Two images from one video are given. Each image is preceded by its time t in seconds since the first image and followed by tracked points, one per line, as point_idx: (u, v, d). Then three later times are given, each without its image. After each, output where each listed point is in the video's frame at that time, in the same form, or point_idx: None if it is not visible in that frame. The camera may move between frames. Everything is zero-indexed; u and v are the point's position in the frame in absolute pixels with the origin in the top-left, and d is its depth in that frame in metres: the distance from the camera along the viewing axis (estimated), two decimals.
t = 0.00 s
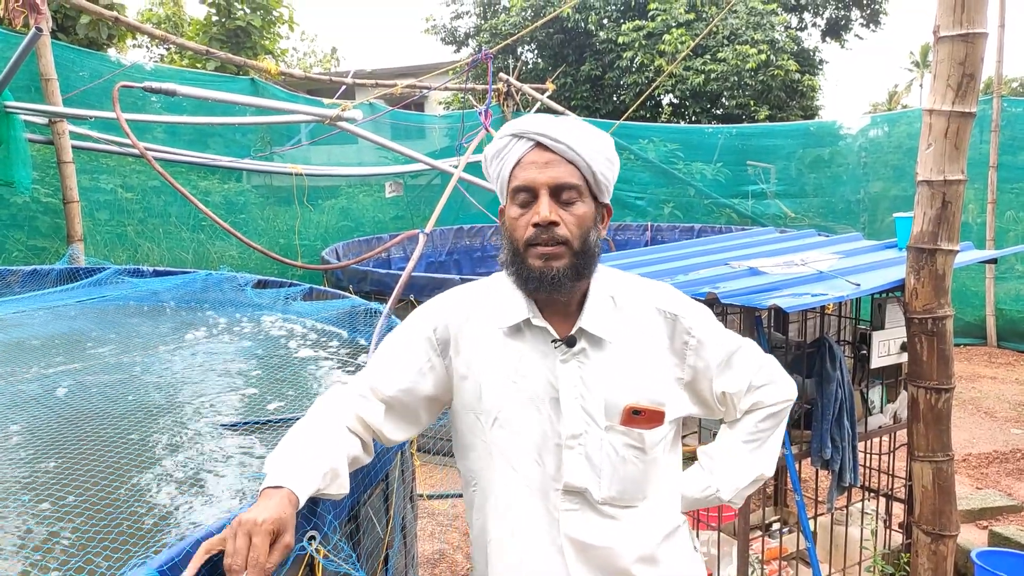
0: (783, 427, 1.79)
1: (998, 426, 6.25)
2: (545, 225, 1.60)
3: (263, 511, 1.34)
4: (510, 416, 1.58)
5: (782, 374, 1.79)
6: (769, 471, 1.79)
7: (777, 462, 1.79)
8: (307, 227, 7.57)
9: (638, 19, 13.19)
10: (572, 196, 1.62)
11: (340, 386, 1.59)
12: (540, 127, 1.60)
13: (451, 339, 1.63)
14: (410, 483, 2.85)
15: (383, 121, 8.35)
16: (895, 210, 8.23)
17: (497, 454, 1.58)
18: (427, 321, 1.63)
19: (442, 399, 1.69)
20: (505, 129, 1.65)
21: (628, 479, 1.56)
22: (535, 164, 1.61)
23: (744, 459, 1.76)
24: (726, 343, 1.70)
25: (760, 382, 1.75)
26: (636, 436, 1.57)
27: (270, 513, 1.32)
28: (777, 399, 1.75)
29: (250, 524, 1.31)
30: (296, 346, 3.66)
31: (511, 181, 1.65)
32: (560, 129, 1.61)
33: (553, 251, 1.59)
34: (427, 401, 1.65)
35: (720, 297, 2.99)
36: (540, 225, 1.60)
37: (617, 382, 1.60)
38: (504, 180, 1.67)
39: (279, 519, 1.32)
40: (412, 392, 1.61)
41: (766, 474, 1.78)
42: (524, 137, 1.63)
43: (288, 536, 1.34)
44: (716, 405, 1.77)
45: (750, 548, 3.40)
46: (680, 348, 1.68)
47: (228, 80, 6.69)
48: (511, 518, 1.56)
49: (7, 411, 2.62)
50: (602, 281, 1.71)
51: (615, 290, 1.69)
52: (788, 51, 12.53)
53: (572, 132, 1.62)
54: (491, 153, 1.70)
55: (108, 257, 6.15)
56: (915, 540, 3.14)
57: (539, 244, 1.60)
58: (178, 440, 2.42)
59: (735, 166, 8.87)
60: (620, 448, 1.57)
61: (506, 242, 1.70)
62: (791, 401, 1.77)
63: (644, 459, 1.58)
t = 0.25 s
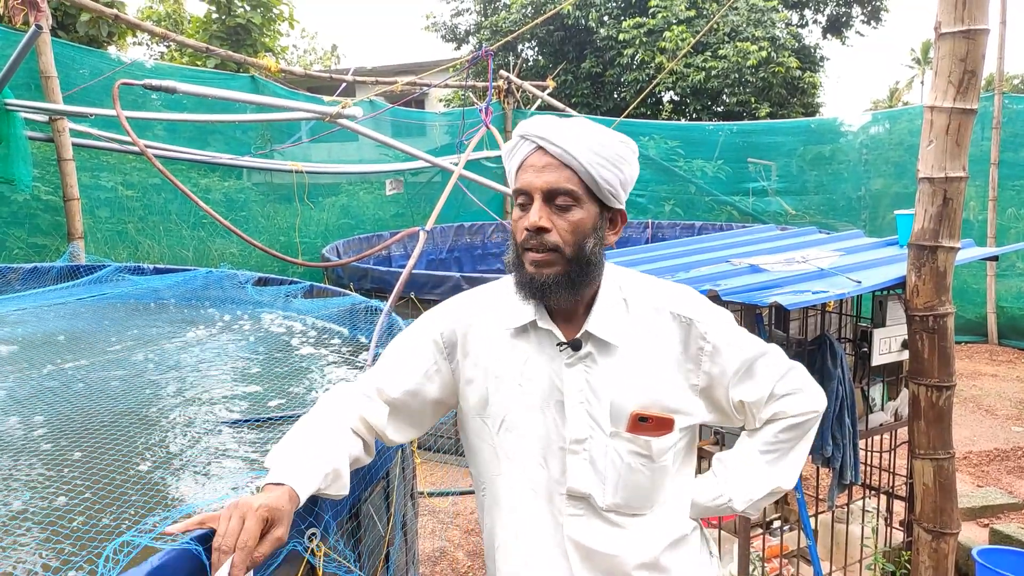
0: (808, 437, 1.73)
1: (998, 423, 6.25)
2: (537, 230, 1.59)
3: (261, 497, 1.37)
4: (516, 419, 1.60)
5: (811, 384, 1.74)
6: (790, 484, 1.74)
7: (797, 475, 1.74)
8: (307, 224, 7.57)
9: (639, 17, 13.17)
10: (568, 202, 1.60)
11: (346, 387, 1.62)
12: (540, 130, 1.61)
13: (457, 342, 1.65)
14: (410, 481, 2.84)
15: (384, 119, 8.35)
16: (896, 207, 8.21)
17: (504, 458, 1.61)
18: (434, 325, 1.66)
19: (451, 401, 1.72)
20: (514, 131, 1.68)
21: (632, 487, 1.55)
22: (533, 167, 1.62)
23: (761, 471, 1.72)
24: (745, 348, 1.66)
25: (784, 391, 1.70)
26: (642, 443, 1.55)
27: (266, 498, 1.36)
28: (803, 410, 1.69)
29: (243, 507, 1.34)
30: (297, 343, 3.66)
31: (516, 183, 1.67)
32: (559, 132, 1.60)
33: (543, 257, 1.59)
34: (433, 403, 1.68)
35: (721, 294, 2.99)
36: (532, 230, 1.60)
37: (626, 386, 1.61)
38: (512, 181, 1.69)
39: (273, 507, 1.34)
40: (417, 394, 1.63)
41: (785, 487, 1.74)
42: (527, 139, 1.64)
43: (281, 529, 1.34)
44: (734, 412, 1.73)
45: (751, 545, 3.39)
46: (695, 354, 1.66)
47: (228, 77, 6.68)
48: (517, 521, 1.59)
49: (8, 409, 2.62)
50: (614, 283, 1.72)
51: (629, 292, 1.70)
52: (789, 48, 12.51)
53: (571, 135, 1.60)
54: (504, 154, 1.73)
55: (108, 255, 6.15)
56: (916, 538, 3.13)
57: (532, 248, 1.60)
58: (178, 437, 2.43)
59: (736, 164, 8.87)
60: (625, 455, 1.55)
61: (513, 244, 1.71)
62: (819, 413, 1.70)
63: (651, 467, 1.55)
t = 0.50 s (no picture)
0: (829, 451, 1.62)
1: (999, 427, 6.24)
2: (533, 240, 1.59)
3: (258, 504, 1.37)
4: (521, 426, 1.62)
5: (835, 394, 1.63)
6: (805, 498, 1.64)
7: (814, 489, 1.63)
8: (309, 224, 7.57)
9: (641, 18, 13.17)
10: (564, 211, 1.59)
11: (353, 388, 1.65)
12: (536, 140, 1.61)
13: (464, 348, 1.66)
14: (410, 480, 2.84)
15: (386, 119, 8.35)
16: (898, 210, 8.21)
17: (509, 464, 1.63)
18: (442, 331, 1.68)
19: (457, 406, 1.74)
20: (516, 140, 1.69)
21: (637, 496, 1.57)
22: (531, 176, 1.62)
23: (773, 482, 1.62)
24: (759, 356, 1.59)
25: (802, 402, 1.60)
26: (645, 452, 1.56)
27: (264, 506, 1.36)
28: (822, 422, 1.58)
29: (242, 516, 1.35)
30: (299, 343, 3.66)
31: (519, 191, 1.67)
32: (554, 140, 1.59)
33: (540, 267, 1.59)
34: (440, 407, 1.70)
35: (722, 296, 2.99)
36: (529, 239, 1.60)
37: (631, 394, 1.59)
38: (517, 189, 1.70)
39: (272, 513, 1.35)
40: (423, 398, 1.66)
41: (800, 501, 1.63)
42: (527, 148, 1.64)
43: (280, 534, 1.35)
44: (748, 421, 1.67)
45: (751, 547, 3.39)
46: (706, 362, 1.61)
47: (231, 77, 6.69)
48: (523, 527, 1.62)
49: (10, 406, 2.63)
50: (625, 288, 1.71)
51: (638, 297, 1.68)
52: (792, 50, 12.51)
53: (566, 143, 1.59)
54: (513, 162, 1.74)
55: (110, 254, 6.16)
56: (916, 541, 3.13)
57: (529, 257, 1.61)
58: (180, 436, 2.43)
59: (738, 166, 8.86)
60: (628, 464, 1.57)
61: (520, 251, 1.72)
62: (841, 425, 1.59)
63: (655, 475, 1.57)
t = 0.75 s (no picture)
0: (833, 446, 1.62)
1: (997, 423, 6.25)
2: (522, 241, 1.58)
3: (271, 502, 1.37)
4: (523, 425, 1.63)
5: (841, 390, 1.62)
6: (810, 494, 1.64)
7: (819, 485, 1.63)
8: (307, 219, 7.56)
9: (641, 14, 13.15)
10: (552, 211, 1.57)
11: (355, 385, 1.66)
12: (524, 142, 1.60)
13: (466, 346, 1.66)
14: (410, 475, 2.84)
15: (385, 115, 8.33)
16: (897, 207, 8.20)
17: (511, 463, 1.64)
18: (443, 329, 1.68)
19: (460, 404, 1.75)
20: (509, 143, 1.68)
21: (640, 494, 1.58)
22: (520, 177, 1.61)
23: (777, 479, 1.62)
24: (762, 353, 1.58)
25: (806, 398, 1.60)
26: (646, 450, 1.57)
27: (278, 504, 1.36)
28: (826, 418, 1.58)
29: (260, 514, 1.35)
30: (297, 339, 3.65)
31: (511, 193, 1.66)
32: (540, 141, 1.58)
33: (529, 268, 1.58)
34: (442, 405, 1.71)
35: (721, 292, 2.98)
36: (518, 240, 1.59)
37: (632, 393, 1.59)
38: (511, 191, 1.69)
39: (288, 511, 1.36)
40: (425, 396, 1.66)
41: (804, 497, 1.64)
42: (516, 150, 1.64)
43: (296, 530, 1.37)
44: (752, 418, 1.67)
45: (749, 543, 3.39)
46: (707, 360, 1.61)
47: (230, 72, 6.67)
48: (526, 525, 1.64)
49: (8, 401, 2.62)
50: (625, 285, 1.70)
51: (639, 295, 1.67)
52: (791, 47, 12.49)
53: (551, 143, 1.57)
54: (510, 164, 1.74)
55: (108, 249, 6.15)
56: (914, 537, 3.13)
57: (519, 259, 1.60)
58: (178, 431, 2.43)
59: (737, 162, 8.86)
60: (629, 462, 1.57)
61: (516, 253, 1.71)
62: (846, 421, 1.59)
63: (657, 474, 1.57)
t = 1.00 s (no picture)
0: (834, 445, 1.62)
1: (995, 427, 6.26)
2: (516, 243, 1.59)
3: (278, 508, 1.36)
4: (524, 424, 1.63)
5: (841, 388, 1.63)
6: (811, 492, 1.64)
7: (820, 484, 1.63)
8: (308, 218, 7.56)
9: (643, 15, 13.16)
10: (545, 213, 1.57)
11: (355, 384, 1.65)
12: (520, 145, 1.61)
13: (466, 346, 1.66)
14: (409, 474, 2.84)
15: (386, 114, 8.33)
16: (898, 210, 8.20)
17: (512, 463, 1.64)
18: (443, 329, 1.68)
19: (461, 404, 1.75)
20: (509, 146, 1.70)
21: (642, 494, 1.58)
22: (516, 180, 1.61)
23: (779, 479, 1.62)
24: (763, 352, 1.58)
25: (807, 397, 1.60)
26: (648, 450, 1.57)
27: (287, 510, 1.36)
28: (827, 417, 1.59)
29: (272, 525, 1.34)
30: (296, 337, 3.65)
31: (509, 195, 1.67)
32: (534, 144, 1.59)
33: (524, 271, 1.58)
34: (442, 405, 1.71)
35: (721, 293, 2.98)
36: (513, 243, 1.60)
37: (633, 393, 1.59)
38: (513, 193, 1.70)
39: (296, 516, 1.37)
40: (426, 395, 1.67)
41: (805, 496, 1.64)
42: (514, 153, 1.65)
43: (304, 532, 1.39)
44: (753, 418, 1.67)
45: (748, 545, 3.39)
46: (708, 360, 1.61)
47: (231, 70, 6.67)
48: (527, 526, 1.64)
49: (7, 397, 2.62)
50: (626, 286, 1.70)
51: (639, 295, 1.67)
52: (793, 49, 12.49)
53: (544, 147, 1.58)
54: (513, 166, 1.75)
55: (108, 245, 6.15)
56: (912, 539, 3.14)
57: (515, 261, 1.61)
58: (176, 427, 2.43)
59: (737, 164, 8.86)
60: (630, 462, 1.57)
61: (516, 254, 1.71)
62: (846, 419, 1.59)
63: (659, 474, 1.57)
